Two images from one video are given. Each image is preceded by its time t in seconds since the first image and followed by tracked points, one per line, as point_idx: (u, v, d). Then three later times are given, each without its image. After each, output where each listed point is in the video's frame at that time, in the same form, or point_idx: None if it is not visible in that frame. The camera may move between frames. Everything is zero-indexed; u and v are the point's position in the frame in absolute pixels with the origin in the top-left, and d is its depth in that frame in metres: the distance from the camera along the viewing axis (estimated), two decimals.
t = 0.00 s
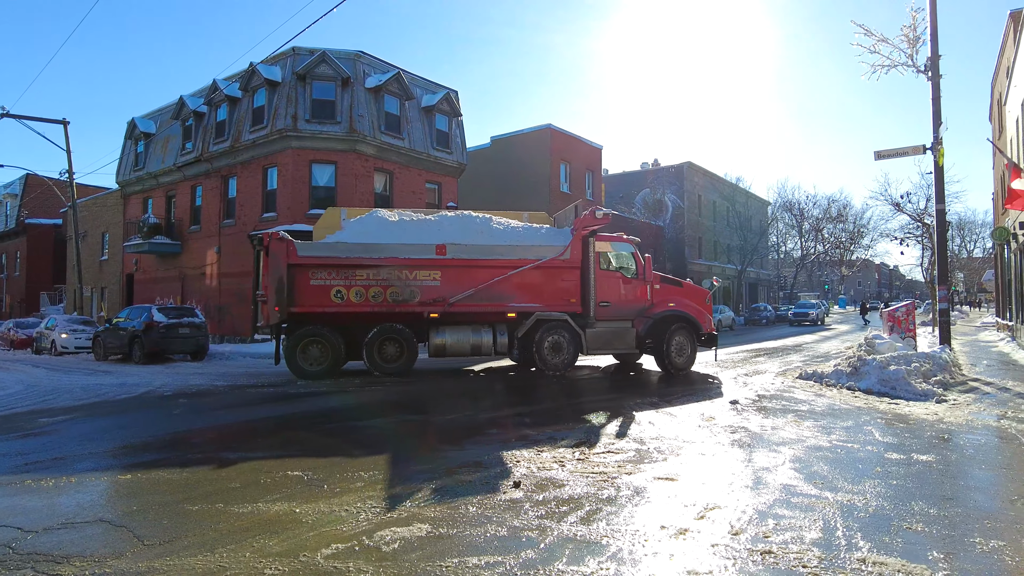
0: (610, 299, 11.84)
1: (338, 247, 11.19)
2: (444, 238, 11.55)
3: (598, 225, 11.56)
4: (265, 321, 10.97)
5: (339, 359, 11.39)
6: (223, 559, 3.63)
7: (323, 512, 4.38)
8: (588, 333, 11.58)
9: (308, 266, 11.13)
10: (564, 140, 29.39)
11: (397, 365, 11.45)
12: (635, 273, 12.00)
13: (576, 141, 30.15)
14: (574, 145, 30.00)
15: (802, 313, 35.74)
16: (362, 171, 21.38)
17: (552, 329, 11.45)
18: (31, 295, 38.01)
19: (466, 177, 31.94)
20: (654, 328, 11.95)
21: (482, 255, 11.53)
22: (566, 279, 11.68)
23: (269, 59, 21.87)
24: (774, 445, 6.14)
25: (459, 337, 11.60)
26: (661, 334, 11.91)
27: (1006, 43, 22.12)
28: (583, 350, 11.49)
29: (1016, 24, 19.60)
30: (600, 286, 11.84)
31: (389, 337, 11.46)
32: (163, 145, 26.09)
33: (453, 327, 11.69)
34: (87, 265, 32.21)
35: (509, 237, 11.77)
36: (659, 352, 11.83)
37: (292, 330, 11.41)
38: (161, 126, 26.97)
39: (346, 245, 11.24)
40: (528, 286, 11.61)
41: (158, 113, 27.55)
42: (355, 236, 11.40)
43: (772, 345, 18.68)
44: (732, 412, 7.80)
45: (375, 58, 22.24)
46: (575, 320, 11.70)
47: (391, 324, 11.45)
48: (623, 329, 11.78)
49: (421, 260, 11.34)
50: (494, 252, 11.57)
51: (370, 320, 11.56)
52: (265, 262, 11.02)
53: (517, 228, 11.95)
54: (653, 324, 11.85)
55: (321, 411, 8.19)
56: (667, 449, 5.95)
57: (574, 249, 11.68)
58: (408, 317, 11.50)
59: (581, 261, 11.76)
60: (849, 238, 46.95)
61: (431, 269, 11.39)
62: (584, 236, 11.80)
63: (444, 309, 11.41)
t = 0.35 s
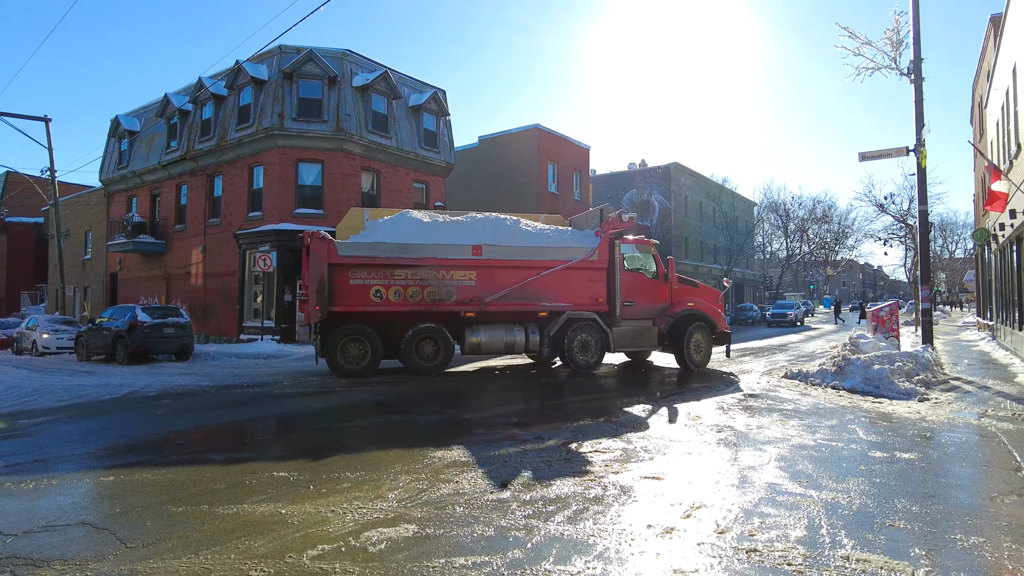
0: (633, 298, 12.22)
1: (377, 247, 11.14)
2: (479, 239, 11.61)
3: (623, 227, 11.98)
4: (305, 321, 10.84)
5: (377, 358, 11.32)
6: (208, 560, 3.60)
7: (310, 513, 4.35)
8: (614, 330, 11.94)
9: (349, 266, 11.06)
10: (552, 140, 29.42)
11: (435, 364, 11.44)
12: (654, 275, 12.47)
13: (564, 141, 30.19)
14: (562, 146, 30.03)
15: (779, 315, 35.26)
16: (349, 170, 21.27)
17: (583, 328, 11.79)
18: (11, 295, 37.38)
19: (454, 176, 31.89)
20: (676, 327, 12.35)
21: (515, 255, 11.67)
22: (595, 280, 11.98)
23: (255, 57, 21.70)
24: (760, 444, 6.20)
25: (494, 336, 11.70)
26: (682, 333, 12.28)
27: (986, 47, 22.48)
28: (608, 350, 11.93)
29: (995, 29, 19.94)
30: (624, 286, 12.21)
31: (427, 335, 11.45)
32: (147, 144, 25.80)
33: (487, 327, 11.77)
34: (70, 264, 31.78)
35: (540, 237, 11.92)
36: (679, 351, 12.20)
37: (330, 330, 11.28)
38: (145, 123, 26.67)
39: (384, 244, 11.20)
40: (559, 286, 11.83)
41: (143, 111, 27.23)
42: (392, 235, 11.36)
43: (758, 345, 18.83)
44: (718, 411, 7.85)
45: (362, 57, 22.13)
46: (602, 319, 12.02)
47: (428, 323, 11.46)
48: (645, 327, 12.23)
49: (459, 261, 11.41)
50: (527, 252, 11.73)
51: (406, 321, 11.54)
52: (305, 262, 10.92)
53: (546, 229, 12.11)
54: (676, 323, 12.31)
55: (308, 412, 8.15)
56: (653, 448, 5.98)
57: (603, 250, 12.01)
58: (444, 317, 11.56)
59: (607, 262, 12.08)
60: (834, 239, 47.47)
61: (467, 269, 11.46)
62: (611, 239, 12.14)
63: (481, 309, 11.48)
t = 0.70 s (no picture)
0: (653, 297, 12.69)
1: (417, 246, 11.37)
2: (513, 240, 11.96)
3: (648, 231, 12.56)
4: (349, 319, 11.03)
5: (415, 358, 11.47)
6: (194, 562, 3.57)
7: (298, 514, 4.33)
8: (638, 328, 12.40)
9: (391, 265, 11.25)
10: (542, 140, 29.42)
11: (471, 362, 11.60)
12: (672, 276, 12.99)
13: (554, 141, 30.20)
14: (552, 146, 30.04)
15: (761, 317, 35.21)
16: (339, 170, 21.17)
17: (609, 326, 12.14)
18: None
19: (443, 176, 31.85)
20: (692, 326, 12.78)
21: (547, 257, 12.06)
22: (618, 281, 12.46)
23: (244, 55, 21.58)
24: (748, 443, 6.24)
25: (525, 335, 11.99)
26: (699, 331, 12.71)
27: (971, 51, 22.75)
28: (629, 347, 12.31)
29: (979, 33, 20.19)
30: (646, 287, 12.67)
31: (463, 333, 11.64)
32: (134, 142, 25.58)
33: (518, 326, 12.03)
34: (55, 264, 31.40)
35: (569, 240, 12.34)
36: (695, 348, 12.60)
37: (371, 330, 11.42)
38: (132, 122, 26.44)
39: (423, 244, 11.42)
40: (586, 286, 12.26)
41: (130, 109, 27.00)
42: (430, 235, 11.59)
43: (747, 345, 18.92)
44: (707, 411, 7.89)
45: (351, 56, 22.06)
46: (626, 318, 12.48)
47: (463, 322, 11.67)
48: (665, 326, 12.74)
49: (494, 261, 11.72)
50: (557, 254, 12.15)
51: (442, 320, 11.76)
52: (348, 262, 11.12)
53: (573, 232, 12.55)
54: (694, 322, 12.77)
55: (297, 412, 8.11)
56: (642, 448, 6.00)
57: (628, 252, 12.54)
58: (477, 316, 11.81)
59: (630, 264, 12.57)
60: (822, 240, 47.81)
61: (502, 269, 11.79)
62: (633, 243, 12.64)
63: (515, 308, 11.80)
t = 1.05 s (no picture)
0: (672, 297, 13.16)
1: (455, 247, 11.55)
2: (544, 242, 12.26)
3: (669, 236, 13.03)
4: (391, 319, 11.14)
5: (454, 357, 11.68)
6: (184, 564, 3.54)
7: (289, 514, 4.31)
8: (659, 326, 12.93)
9: (431, 265, 11.39)
10: (534, 140, 29.41)
11: (506, 361, 11.87)
12: (690, 277, 13.46)
13: (546, 141, 30.21)
14: (544, 145, 30.04)
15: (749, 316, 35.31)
16: (330, 169, 21.08)
17: (632, 325, 12.63)
18: None
19: (436, 175, 31.81)
20: (707, 325, 13.34)
21: (576, 259, 12.42)
22: (640, 282, 12.92)
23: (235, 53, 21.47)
24: (739, 443, 6.26)
25: (555, 334, 12.34)
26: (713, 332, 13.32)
27: (959, 52, 22.94)
28: (652, 347, 12.84)
29: (967, 35, 20.37)
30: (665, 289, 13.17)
31: (497, 333, 11.90)
32: (124, 141, 25.40)
33: (547, 326, 12.36)
34: (43, 263, 31.10)
35: (596, 242, 12.73)
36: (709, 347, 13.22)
37: (411, 331, 11.56)
38: (122, 120, 26.25)
39: (460, 245, 11.61)
40: (612, 288, 12.66)
41: (119, 108, 26.81)
42: (466, 236, 11.77)
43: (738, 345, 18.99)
44: (699, 410, 7.92)
45: (343, 55, 21.98)
46: (648, 318, 12.95)
47: (498, 322, 11.92)
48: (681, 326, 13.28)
49: (527, 262, 11.99)
50: (586, 257, 12.51)
51: (476, 320, 11.97)
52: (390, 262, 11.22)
53: (598, 235, 12.95)
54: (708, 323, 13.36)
55: (289, 412, 8.07)
56: (634, 447, 6.01)
57: (651, 255, 12.98)
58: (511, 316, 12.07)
59: (652, 266, 13.02)
60: (813, 240, 48.12)
61: (535, 270, 12.07)
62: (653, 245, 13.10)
63: (547, 309, 12.09)
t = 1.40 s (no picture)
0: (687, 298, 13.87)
1: (492, 249, 11.92)
2: (572, 244, 12.73)
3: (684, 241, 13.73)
4: (431, 318, 11.42)
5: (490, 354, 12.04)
6: (176, 565, 3.52)
7: (282, 515, 4.29)
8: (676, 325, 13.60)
9: (470, 266, 11.72)
10: (528, 140, 29.40)
11: (537, 359, 12.30)
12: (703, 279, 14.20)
13: (540, 141, 30.22)
14: (538, 146, 30.05)
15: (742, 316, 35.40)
16: (324, 169, 21.04)
17: (653, 325, 13.19)
18: None
19: (430, 174, 31.79)
20: (719, 325, 14.08)
21: (601, 261, 12.94)
22: (658, 283, 13.50)
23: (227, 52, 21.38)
24: (733, 442, 6.29)
25: (581, 334, 12.87)
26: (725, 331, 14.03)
27: (950, 54, 23.09)
28: (668, 345, 13.45)
29: (958, 37, 20.51)
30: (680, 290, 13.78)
31: (528, 332, 12.34)
32: (115, 140, 25.24)
33: (573, 326, 12.87)
34: (33, 263, 30.86)
35: (618, 245, 13.25)
36: (721, 345, 13.91)
37: (449, 331, 11.80)
38: (113, 119, 26.09)
39: (495, 247, 11.98)
40: (634, 288, 13.23)
41: (111, 106, 26.64)
42: (499, 238, 12.14)
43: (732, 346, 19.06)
44: (692, 410, 7.94)
45: (336, 54, 21.93)
46: (665, 318, 13.55)
47: (530, 322, 12.35)
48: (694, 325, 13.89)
49: (556, 264, 12.44)
50: (610, 258, 13.03)
51: (508, 320, 12.35)
52: (430, 263, 11.48)
53: (618, 238, 13.47)
54: (719, 322, 14.03)
55: (283, 412, 8.05)
56: (627, 447, 6.02)
57: (667, 258, 13.65)
58: (541, 315, 12.55)
59: (669, 268, 13.67)
60: (806, 240, 48.35)
61: (565, 271, 12.54)
62: (671, 249, 13.75)
63: (575, 309, 12.58)
